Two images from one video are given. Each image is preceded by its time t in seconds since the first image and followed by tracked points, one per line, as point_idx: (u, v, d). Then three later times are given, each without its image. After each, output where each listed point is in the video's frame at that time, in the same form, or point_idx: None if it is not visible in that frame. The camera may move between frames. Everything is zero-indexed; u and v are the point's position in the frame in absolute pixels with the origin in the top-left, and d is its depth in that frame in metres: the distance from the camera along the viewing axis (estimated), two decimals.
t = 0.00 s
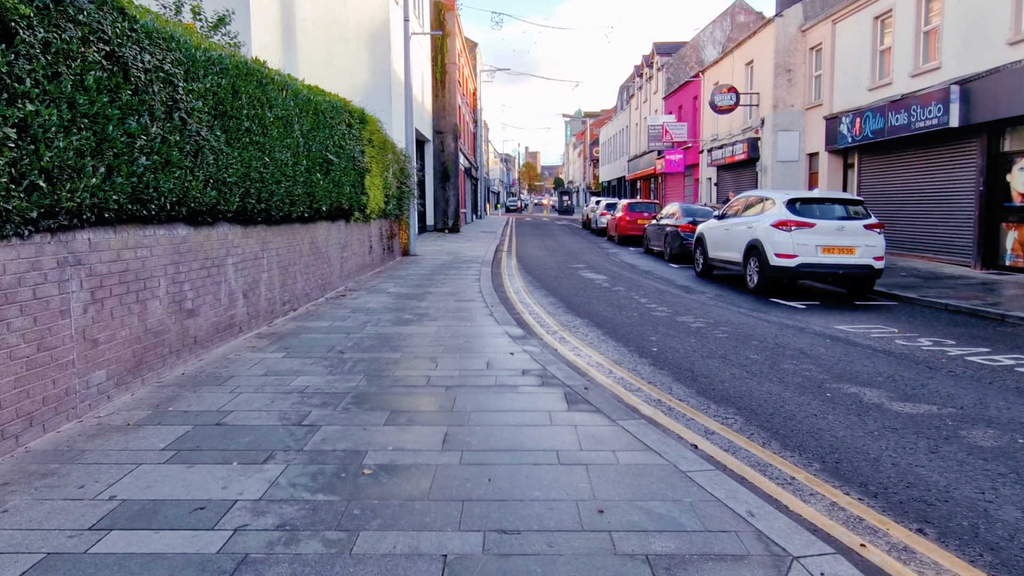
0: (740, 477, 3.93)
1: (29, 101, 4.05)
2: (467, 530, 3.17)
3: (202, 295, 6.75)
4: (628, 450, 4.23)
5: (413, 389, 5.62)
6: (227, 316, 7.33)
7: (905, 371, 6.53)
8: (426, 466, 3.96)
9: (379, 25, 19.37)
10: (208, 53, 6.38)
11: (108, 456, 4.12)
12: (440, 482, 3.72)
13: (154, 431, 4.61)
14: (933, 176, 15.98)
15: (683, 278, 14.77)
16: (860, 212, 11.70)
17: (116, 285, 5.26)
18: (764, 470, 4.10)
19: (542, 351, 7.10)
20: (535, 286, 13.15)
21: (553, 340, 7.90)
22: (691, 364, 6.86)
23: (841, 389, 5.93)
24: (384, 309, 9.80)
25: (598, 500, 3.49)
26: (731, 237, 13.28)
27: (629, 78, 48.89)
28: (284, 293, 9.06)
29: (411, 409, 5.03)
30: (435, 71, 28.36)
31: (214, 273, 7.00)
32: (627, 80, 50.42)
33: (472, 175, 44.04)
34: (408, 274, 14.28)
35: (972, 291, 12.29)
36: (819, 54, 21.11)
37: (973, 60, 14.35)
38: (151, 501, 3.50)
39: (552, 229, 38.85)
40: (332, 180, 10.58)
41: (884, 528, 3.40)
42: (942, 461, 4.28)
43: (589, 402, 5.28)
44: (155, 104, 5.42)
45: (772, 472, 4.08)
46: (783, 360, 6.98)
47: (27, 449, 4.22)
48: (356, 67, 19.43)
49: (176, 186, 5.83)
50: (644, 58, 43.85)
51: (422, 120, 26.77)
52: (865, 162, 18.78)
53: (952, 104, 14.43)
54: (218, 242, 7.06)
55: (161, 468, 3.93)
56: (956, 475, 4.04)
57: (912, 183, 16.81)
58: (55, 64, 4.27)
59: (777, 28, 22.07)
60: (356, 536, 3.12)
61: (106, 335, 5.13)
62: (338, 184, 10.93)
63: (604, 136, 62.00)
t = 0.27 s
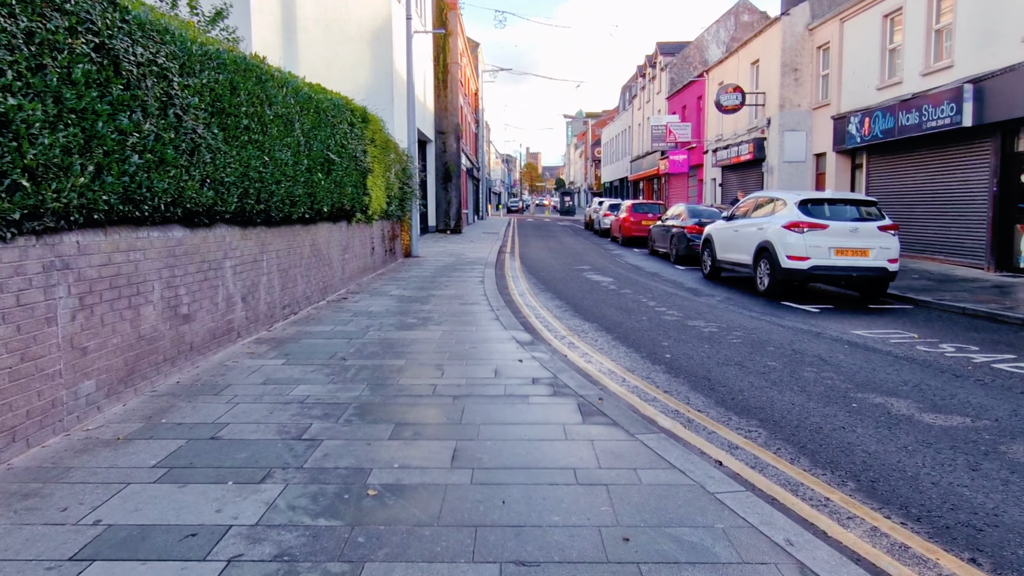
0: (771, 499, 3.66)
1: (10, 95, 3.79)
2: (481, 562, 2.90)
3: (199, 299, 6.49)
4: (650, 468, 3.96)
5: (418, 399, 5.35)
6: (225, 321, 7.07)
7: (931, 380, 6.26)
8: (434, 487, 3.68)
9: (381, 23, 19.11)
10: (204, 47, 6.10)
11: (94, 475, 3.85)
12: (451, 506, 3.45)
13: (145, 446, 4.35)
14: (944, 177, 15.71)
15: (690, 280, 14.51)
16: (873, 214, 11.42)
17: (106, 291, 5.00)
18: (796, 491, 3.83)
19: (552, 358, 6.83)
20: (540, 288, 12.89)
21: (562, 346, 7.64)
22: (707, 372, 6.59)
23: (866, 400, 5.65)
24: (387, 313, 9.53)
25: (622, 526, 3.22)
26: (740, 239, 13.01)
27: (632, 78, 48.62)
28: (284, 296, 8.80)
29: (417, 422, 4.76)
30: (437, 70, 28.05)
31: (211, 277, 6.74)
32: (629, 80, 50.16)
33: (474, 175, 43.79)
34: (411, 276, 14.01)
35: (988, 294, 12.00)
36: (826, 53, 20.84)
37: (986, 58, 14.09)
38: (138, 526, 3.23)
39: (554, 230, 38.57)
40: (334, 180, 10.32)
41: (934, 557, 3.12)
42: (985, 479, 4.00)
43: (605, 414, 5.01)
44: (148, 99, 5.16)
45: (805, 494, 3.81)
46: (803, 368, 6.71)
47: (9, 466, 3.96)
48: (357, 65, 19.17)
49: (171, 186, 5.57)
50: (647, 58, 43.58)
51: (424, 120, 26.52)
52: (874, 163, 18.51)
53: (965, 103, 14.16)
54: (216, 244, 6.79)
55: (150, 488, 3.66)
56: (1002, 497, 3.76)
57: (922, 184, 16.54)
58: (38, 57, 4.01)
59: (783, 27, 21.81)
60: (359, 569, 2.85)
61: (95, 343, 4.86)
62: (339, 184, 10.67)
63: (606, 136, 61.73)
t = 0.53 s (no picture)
0: (796, 522, 3.44)
1: None
2: None
3: (192, 304, 6.25)
4: (666, 488, 3.73)
5: (419, 411, 5.13)
6: (219, 327, 6.83)
7: (951, 388, 6.03)
8: (438, 511, 3.45)
9: (379, 20, 18.85)
10: (196, 42, 5.83)
11: (74, 497, 3.62)
12: (456, 533, 3.22)
13: (131, 463, 4.11)
14: (951, 177, 15.51)
15: (694, 282, 14.28)
16: (881, 215, 11.21)
17: (92, 298, 4.76)
18: (821, 513, 3.60)
19: (557, 365, 6.60)
20: (542, 290, 12.67)
21: (567, 351, 7.41)
22: (717, 380, 6.38)
23: (885, 410, 5.43)
24: (386, 317, 9.31)
25: (641, 557, 3.00)
26: (745, 239, 12.80)
27: (631, 76, 48.37)
28: (279, 300, 8.56)
29: (418, 436, 4.53)
30: (436, 69, 27.79)
31: (204, 281, 6.50)
32: (629, 79, 49.93)
33: (473, 174, 43.52)
34: (410, 278, 13.78)
35: (997, 296, 11.80)
36: (830, 51, 20.63)
37: (994, 56, 13.88)
38: (120, 557, 3.00)
39: (554, 229, 38.36)
40: (332, 180, 10.08)
41: None
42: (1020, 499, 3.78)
43: (615, 426, 4.79)
44: (136, 97, 4.90)
45: (830, 516, 3.59)
46: (817, 376, 6.49)
47: None
48: (355, 63, 18.92)
49: (161, 188, 5.32)
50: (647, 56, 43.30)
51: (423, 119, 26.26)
52: (879, 162, 18.30)
53: (972, 102, 13.95)
54: (209, 248, 6.56)
55: (134, 512, 3.43)
56: None
57: (929, 184, 16.32)
58: (15, 52, 3.76)
59: (786, 25, 21.59)
60: None
61: (79, 354, 4.63)
62: (337, 184, 10.43)
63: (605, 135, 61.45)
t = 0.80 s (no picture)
0: (826, 542, 3.20)
1: None
2: None
3: (182, 307, 6.01)
4: (686, 504, 3.49)
5: (420, 419, 4.88)
6: (211, 330, 6.58)
7: (973, 394, 5.79)
8: (441, 531, 3.20)
9: (378, 17, 18.60)
10: (186, 33, 5.58)
11: (50, 516, 3.36)
12: (461, 556, 2.97)
13: (114, 476, 3.86)
14: (958, 175, 15.28)
15: (698, 282, 14.04)
16: (891, 213, 10.97)
17: (75, 301, 4.51)
18: (852, 534, 3.36)
19: (561, 370, 6.35)
20: (544, 291, 12.43)
21: (572, 354, 7.16)
22: (729, 384, 6.14)
23: (908, 418, 5.19)
24: (385, 318, 9.07)
25: None
26: (751, 239, 12.56)
27: (631, 75, 48.12)
28: (275, 301, 8.32)
29: (419, 447, 4.29)
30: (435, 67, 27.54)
31: (195, 282, 6.25)
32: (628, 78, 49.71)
33: (472, 174, 43.27)
34: (409, 278, 13.54)
35: (1008, 296, 11.56)
36: (834, 48, 20.40)
37: (1003, 52, 13.64)
38: None
39: (554, 229, 38.13)
40: (330, 179, 9.83)
41: None
42: None
43: (627, 435, 4.54)
44: (121, 88, 4.65)
45: (862, 535, 3.35)
46: (832, 381, 6.24)
47: None
48: (354, 61, 18.67)
49: (149, 185, 5.08)
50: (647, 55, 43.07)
51: (422, 117, 26.01)
52: (884, 161, 18.06)
53: (981, 99, 13.71)
54: (201, 248, 6.31)
55: (113, 532, 3.18)
56: None
57: (935, 182, 16.09)
58: None
59: (789, 22, 21.35)
60: None
61: (60, 360, 4.38)
62: (335, 182, 10.18)
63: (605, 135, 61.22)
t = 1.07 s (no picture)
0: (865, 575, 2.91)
1: None
2: None
3: (169, 312, 5.72)
4: (709, 531, 3.19)
5: (420, 432, 4.59)
6: (201, 336, 6.30)
7: (1001, 403, 5.50)
8: (442, 562, 2.92)
9: (376, 14, 18.31)
10: (172, 23, 5.27)
11: (15, 545, 3.07)
12: None
13: (89, 499, 3.57)
14: (967, 174, 15.00)
15: (702, 284, 13.76)
16: (902, 214, 10.69)
17: (50, 309, 4.22)
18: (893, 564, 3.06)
19: (568, 378, 6.07)
20: (546, 293, 12.15)
21: (578, 361, 6.87)
22: (744, 393, 5.85)
23: (936, 429, 4.90)
24: (383, 323, 8.77)
25: None
26: (758, 240, 12.27)
27: (631, 75, 47.88)
28: (269, 305, 8.02)
29: (419, 464, 3.99)
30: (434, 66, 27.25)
31: (183, 287, 5.97)
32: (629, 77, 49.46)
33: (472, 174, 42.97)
34: (408, 280, 13.25)
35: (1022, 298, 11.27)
36: (838, 46, 20.13)
37: (1014, 48, 13.37)
38: None
39: (554, 229, 37.84)
40: (326, 178, 9.53)
41: None
42: None
43: (640, 451, 4.25)
44: (100, 80, 4.36)
45: (903, 566, 3.06)
46: (851, 388, 5.96)
47: None
48: (352, 59, 18.37)
49: (132, 184, 4.79)
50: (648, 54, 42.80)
51: (421, 117, 25.72)
52: (891, 160, 17.78)
53: (991, 96, 13.44)
54: (189, 250, 6.03)
55: (83, 565, 2.90)
56: None
57: (943, 182, 15.81)
58: None
59: (793, 20, 21.08)
60: None
61: (34, 371, 4.09)
62: (332, 182, 9.88)
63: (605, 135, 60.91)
